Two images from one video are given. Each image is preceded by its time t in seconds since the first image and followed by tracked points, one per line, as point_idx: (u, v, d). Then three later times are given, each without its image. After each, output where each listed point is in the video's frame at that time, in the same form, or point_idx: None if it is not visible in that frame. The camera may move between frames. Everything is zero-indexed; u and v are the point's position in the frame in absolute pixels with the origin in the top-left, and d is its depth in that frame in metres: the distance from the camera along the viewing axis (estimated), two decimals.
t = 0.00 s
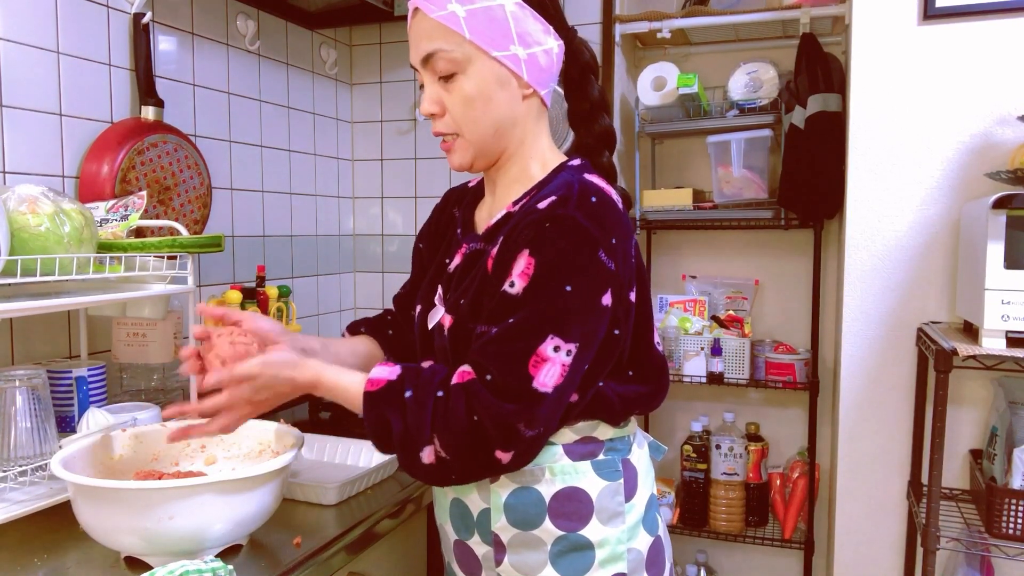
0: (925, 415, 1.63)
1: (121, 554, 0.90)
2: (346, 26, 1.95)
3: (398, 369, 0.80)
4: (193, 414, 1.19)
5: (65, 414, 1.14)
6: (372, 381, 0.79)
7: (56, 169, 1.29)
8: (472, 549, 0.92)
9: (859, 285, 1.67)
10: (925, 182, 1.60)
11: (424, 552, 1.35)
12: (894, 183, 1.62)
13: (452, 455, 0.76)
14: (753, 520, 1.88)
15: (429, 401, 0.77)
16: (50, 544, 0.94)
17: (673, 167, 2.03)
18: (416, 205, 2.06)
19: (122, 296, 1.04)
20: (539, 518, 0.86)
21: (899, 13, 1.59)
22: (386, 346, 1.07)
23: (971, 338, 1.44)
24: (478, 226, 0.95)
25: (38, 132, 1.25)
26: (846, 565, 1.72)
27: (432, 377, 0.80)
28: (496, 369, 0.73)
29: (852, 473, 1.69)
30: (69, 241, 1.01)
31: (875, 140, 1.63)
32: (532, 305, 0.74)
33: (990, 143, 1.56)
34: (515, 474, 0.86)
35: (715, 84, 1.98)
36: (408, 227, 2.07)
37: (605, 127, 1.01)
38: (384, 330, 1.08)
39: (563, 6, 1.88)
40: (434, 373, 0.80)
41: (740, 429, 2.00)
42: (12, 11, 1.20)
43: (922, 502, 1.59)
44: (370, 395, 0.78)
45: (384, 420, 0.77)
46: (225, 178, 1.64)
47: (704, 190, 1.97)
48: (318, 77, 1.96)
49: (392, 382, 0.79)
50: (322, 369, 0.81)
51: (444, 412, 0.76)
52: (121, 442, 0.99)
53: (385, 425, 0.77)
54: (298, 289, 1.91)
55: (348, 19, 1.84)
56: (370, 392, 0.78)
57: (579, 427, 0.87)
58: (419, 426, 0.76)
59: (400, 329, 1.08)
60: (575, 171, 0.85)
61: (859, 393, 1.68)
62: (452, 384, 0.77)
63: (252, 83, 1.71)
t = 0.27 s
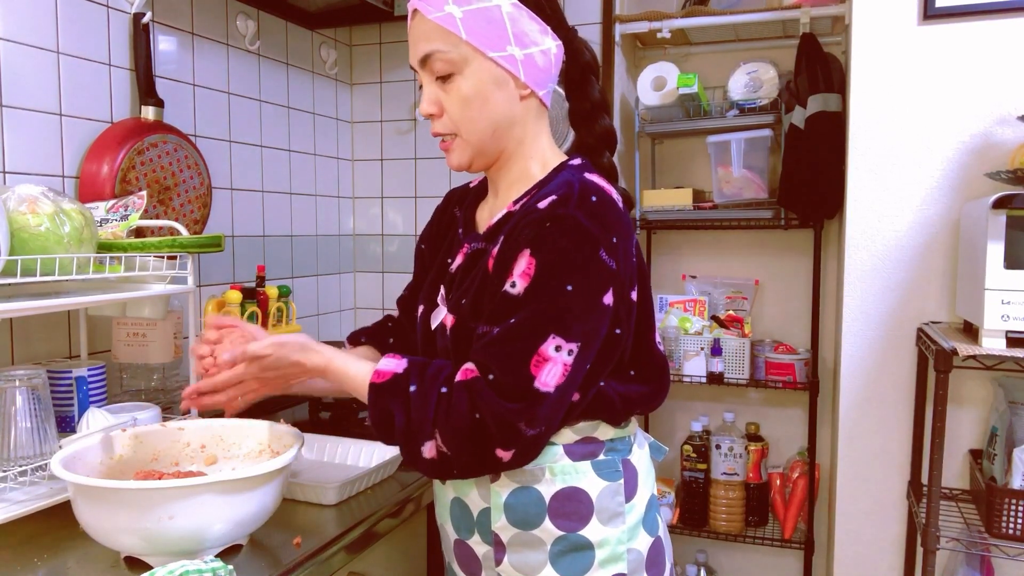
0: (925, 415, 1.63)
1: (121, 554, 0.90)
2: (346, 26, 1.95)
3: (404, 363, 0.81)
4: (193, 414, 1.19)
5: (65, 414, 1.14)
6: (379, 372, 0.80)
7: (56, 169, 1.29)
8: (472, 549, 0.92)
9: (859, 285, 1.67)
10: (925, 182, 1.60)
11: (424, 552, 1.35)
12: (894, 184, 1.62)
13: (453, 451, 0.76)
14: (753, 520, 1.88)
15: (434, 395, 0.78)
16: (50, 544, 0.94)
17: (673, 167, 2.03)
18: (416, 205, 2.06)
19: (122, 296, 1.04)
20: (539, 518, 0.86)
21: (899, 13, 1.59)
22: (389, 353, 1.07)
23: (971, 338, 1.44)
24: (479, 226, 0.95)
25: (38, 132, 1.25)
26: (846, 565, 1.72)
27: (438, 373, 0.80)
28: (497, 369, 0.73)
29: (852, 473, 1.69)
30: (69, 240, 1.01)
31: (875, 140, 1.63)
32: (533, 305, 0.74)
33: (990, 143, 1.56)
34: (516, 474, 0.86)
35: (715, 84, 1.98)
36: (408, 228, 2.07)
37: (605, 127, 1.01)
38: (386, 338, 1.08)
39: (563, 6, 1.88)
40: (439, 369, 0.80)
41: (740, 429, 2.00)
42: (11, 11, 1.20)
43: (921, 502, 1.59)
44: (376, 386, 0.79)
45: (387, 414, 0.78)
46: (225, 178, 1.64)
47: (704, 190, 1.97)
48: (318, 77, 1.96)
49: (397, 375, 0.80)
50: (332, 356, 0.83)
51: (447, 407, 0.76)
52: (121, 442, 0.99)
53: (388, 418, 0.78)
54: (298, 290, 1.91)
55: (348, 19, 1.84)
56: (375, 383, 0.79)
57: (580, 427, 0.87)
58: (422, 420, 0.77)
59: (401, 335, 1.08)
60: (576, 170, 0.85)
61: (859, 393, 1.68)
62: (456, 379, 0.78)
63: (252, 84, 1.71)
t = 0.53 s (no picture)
0: (925, 415, 1.63)
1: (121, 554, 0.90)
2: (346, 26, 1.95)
3: (395, 370, 0.80)
4: (193, 414, 1.19)
5: (64, 413, 1.14)
6: (369, 381, 0.79)
7: (56, 169, 1.29)
8: (474, 548, 0.92)
9: (859, 285, 1.67)
10: (925, 182, 1.60)
11: (424, 552, 1.35)
12: (894, 184, 1.62)
13: (450, 453, 0.76)
14: (753, 519, 1.88)
15: (426, 400, 0.77)
16: (50, 544, 0.94)
17: (673, 167, 2.03)
18: (416, 205, 2.06)
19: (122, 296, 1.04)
20: (541, 517, 0.86)
21: (899, 13, 1.59)
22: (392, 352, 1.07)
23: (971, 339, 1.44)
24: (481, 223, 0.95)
25: (38, 131, 1.25)
26: (846, 565, 1.72)
27: (429, 378, 0.80)
28: (493, 367, 0.73)
29: (852, 473, 1.69)
30: (69, 240, 1.01)
31: (875, 140, 1.63)
32: (530, 303, 0.74)
33: (990, 143, 1.56)
34: (518, 473, 0.86)
35: (715, 84, 1.98)
36: (408, 227, 2.07)
37: (605, 128, 1.01)
38: (388, 337, 1.07)
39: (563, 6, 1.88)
40: (430, 376, 0.80)
41: (739, 429, 2.00)
42: (12, 10, 1.20)
43: (921, 502, 1.59)
44: (369, 395, 0.78)
45: (381, 420, 0.78)
46: (225, 178, 1.64)
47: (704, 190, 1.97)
48: (318, 77, 1.96)
49: (389, 384, 0.79)
50: (321, 365, 0.84)
51: (440, 411, 0.76)
52: (121, 442, 0.99)
53: (382, 425, 0.78)
54: (298, 289, 1.91)
55: (348, 19, 1.84)
56: (367, 393, 0.78)
57: (581, 426, 0.87)
58: (417, 424, 0.76)
59: (404, 335, 1.08)
60: (576, 169, 0.85)
61: (859, 393, 1.68)
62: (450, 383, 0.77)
63: (252, 83, 1.71)
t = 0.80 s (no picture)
0: (925, 415, 1.63)
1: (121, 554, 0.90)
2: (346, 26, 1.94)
3: (404, 370, 0.79)
4: (193, 413, 1.19)
5: (65, 413, 1.14)
6: (378, 382, 0.78)
7: (56, 169, 1.29)
8: (478, 547, 0.92)
9: (859, 285, 1.67)
10: (925, 182, 1.60)
11: (424, 552, 1.35)
12: (894, 184, 1.62)
13: (459, 455, 0.76)
14: (753, 519, 1.88)
15: (435, 401, 0.77)
16: (50, 544, 0.94)
17: (673, 167, 2.03)
18: (416, 205, 2.06)
19: (123, 296, 1.04)
20: (546, 517, 0.86)
21: (900, 13, 1.59)
22: (393, 348, 1.08)
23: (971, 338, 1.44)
24: (482, 225, 0.95)
25: (38, 131, 1.25)
26: (846, 565, 1.72)
27: (438, 378, 0.79)
28: (503, 369, 0.73)
29: (852, 474, 1.69)
30: (70, 240, 1.01)
31: (875, 140, 1.63)
32: (539, 304, 0.74)
33: (990, 143, 1.56)
34: (522, 472, 0.86)
35: (716, 84, 1.98)
36: (408, 227, 2.07)
37: (604, 128, 1.01)
38: (392, 331, 1.09)
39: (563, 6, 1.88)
40: (440, 375, 0.79)
41: (740, 429, 2.00)
42: (11, 11, 1.20)
43: (921, 502, 1.59)
44: (376, 396, 0.78)
45: (389, 422, 0.77)
46: (225, 178, 1.64)
47: (704, 190, 1.97)
48: (318, 77, 1.96)
49: (397, 385, 0.78)
50: (328, 369, 0.83)
51: (450, 413, 0.76)
52: (120, 442, 0.99)
53: (390, 426, 0.77)
54: (298, 290, 1.91)
55: (348, 19, 1.84)
56: (375, 393, 0.78)
57: (584, 426, 0.87)
58: (425, 428, 0.76)
59: (408, 332, 1.09)
60: (580, 170, 0.85)
61: (859, 393, 1.68)
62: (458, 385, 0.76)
63: (252, 83, 1.71)
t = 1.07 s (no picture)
0: (925, 415, 1.63)
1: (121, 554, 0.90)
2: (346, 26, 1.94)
3: (403, 375, 0.79)
4: (193, 413, 1.19)
5: (65, 413, 1.14)
6: (378, 390, 0.77)
7: (56, 169, 1.29)
8: (479, 547, 0.92)
9: (859, 285, 1.67)
10: (925, 182, 1.60)
11: (424, 552, 1.35)
12: (894, 183, 1.62)
13: (461, 458, 0.75)
14: (753, 519, 1.88)
15: (436, 405, 0.76)
16: (50, 544, 0.94)
17: (673, 167, 2.03)
18: (416, 205, 2.06)
19: (123, 296, 1.03)
20: (548, 517, 0.86)
21: (900, 13, 1.59)
22: (388, 343, 1.07)
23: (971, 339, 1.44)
24: (486, 225, 0.95)
25: (38, 131, 1.25)
26: (846, 565, 1.72)
27: (439, 381, 0.78)
28: (505, 371, 0.73)
29: (852, 473, 1.69)
30: (69, 240, 1.01)
31: (875, 140, 1.63)
32: (541, 305, 0.74)
33: (990, 143, 1.56)
34: (524, 472, 0.86)
35: (716, 84, 1.98)
36: (409, 227, 2.07)
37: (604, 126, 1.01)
38: (387, 327, 1.08)
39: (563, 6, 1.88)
40: (441, 378, 0.79)
41: (740, 429, 2.00)
42: (11, 11, 1.20)
43: (921, 502, 1.59)
44: (377, 404, 0.77)
45: (390, 427, 0.76)
46: (225, 178, 1.64)
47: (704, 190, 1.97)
48: (318, 77, 1.96)
49: (397, 390, 0.77)
50: (326, 377, 0.82)
51: (451, 415, 0.75)
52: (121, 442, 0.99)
53: (391, 432, 0.76)
54: (298, 289, 1.91)
55: (348, 19, 1.84)
56: (375, 400, 0.77)
57: (586, 426, 0.87)
58: (427, 431, 0.75)
59: (403, 328, 1.08)
60: (583, 171, 0.85)
61: (859, 393, 1.68)
62: (461, 388, 0.76)
63: (252, 83, 1.71)
